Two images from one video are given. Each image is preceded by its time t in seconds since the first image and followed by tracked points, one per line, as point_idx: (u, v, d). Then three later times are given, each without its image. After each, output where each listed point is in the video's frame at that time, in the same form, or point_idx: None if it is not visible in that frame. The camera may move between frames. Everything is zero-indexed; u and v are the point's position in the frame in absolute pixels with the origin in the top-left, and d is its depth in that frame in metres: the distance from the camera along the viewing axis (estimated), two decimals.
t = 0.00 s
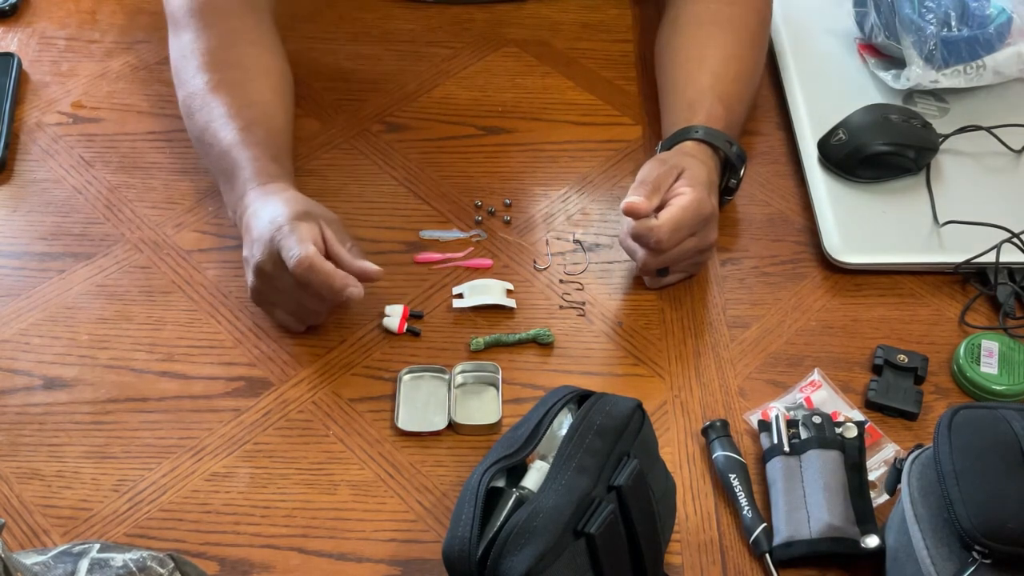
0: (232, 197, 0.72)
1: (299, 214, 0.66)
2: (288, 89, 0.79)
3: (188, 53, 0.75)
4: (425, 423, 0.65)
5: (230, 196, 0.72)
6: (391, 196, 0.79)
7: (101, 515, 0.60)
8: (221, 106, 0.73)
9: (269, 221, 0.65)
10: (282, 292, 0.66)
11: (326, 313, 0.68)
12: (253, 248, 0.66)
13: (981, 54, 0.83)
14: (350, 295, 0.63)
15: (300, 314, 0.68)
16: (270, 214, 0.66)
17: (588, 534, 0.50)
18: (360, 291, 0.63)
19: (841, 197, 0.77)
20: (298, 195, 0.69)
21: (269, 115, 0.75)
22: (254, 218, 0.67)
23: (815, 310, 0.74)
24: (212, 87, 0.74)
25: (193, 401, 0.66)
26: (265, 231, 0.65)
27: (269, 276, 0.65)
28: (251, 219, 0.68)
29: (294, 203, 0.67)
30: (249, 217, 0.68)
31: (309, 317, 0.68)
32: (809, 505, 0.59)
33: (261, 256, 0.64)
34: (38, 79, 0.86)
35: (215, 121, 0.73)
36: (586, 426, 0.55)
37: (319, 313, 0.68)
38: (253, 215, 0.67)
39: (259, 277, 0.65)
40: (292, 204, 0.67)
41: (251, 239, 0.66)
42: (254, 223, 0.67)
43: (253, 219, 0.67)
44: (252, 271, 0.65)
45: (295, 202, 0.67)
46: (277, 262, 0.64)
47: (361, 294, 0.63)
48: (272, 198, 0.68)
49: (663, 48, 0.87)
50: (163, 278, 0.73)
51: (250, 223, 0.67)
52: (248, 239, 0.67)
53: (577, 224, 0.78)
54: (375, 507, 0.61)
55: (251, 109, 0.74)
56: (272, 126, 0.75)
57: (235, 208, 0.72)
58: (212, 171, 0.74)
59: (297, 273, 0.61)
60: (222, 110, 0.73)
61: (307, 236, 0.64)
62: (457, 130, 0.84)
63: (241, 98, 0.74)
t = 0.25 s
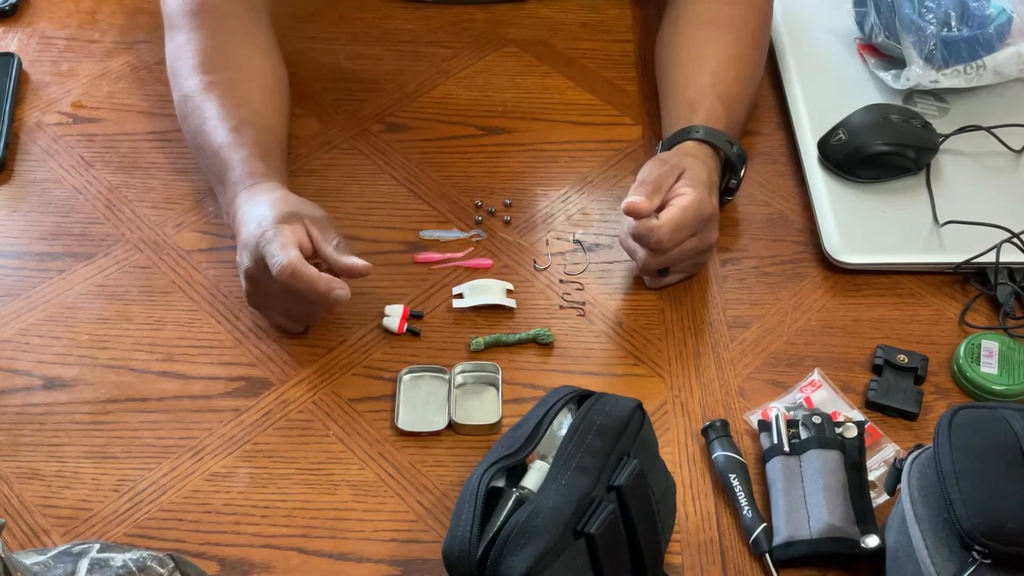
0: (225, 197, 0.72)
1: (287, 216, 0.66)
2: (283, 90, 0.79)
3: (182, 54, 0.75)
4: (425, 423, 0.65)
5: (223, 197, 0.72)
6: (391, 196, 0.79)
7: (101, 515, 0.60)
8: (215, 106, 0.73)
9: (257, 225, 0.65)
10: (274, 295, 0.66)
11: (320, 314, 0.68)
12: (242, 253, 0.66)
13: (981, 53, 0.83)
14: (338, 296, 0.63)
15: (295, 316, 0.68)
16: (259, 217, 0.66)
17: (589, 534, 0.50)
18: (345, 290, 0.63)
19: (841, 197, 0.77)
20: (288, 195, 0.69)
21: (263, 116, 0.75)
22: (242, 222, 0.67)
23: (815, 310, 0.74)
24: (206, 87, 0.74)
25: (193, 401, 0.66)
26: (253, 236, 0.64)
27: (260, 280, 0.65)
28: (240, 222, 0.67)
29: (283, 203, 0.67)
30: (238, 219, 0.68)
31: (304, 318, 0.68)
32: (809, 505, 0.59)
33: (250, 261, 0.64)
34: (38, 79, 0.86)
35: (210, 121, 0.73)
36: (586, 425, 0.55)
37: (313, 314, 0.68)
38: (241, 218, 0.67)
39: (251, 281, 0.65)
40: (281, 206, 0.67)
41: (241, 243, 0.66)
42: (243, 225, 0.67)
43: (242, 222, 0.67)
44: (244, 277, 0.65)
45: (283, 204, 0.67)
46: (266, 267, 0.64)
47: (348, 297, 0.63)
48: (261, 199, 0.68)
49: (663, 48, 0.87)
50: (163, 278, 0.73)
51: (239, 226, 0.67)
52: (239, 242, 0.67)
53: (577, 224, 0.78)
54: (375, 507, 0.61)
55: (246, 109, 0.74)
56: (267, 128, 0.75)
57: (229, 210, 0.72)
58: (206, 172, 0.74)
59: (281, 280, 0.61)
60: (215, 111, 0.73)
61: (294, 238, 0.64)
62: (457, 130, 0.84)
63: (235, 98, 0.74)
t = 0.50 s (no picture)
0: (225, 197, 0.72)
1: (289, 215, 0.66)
2: (282, 90, 0.79)
3: (181, 54, 0.75)
4: (425, 423, 0.65)
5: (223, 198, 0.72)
6: (391, 196, 0.79)
7: (101, 515, 0.60)
8: (215, 106, 0.73)
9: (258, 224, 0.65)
10: (275, 294, 0.66)
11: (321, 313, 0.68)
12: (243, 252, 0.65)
13: (981, 54, 0.83)
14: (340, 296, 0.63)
15: (296, 316, 0.68)
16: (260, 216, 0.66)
17: (589, 534, 0.50)
18: (347, 289, 0.63)
19: (841, 197, 0.77)
20: (290, 195, 0.69)
21: (263, 116, 0.75)
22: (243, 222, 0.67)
23: (815, 310, 0.74)
24: (206, 87, 0.74)
25: (193, 401, 0.66)
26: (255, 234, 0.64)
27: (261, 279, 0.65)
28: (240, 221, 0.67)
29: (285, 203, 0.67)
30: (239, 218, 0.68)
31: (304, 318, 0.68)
32: (809, 505, 0.59)
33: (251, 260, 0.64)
34: (38, 79, 0.86)
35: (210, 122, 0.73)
36: (586, 426, 0.55)
37: (313, 314, 0.68)
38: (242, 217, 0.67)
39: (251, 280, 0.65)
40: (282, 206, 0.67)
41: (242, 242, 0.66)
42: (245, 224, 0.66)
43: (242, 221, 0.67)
44: (244, 276, 0.65)
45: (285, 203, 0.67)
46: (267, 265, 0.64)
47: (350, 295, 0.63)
48: (262, 199, 0.68)
49: (664, 48, 0.87)
50: (163, 278, 0.73)
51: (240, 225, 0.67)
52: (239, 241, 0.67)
53: (577, 224, 0.78)
54: (375, 507, 0.61)
55: (246, 109, 0.74)
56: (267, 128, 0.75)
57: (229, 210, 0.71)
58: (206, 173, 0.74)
59: (283, 279, 0.61)
60: (215, 111, 0.73)
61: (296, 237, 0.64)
62: (457, 130, 0.84)
63: (235, 98, 0.74)
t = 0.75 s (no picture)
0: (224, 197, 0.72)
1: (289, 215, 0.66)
2: (282, 90, 0.79)
3: (181, 54, 0.75)
4: (425, 423, 0.65)
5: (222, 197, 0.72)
6: (391, 196, 0.79)
7: (101, 515, 0.60)
8: (214, 106, 0.73)
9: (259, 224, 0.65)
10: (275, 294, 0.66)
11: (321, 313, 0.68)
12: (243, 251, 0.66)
13: (981, 54, 0.83)
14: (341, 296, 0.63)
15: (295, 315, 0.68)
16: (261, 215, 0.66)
17: (589, 534, 0.50)
18: (349, 288, 0.63)
19: (841, 197, 0.77)
20: (290, 195, 0.69)
21: (263, 116, 0.75)
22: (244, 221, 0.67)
23: (815, 310, 0.74)
24: (206, 87, 0.74)
25: (193, 401, 0.66)
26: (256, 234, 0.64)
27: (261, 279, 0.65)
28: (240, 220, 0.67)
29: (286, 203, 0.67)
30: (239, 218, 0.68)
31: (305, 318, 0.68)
32: (809, 505, 0.59)
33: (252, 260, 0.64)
34: (38, 79, 0.86)
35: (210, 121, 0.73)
36: (586, 426, 0.55)
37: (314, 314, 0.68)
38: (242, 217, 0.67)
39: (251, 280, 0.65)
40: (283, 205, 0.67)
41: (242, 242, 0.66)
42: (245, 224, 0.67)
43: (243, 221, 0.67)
44: (245, 276, 0.65)
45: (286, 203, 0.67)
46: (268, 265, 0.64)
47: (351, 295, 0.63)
48: (263, 198, 0.68)
49: (664, 48, 0.87)
50: (163, 278, 0.73)
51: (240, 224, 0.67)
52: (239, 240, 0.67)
53: (577, 224, 0.78)
54: (375, 507, 0.61)
55: (246, 109, 0.74)
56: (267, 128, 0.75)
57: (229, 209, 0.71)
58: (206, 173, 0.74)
59: (284, 278, 0.61)
60: (215, 111, 0.73)
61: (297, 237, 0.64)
62: (457, 130, 0.84)
63: (235, 98, 0.74)
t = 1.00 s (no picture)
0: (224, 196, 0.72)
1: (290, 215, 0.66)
2: (282, 89, 0.79)
3: (181, 54, 0.75)
4: (425, 423, 0.65)
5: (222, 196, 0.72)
6: (391, 196, 0.79)
7: (101, 515, 0.60)
8: (215, 106, 0.73)
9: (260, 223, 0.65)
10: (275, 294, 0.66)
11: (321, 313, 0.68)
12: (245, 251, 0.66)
13: (981, 54, 0.83)
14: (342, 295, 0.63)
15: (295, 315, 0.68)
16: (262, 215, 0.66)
17: (589, 534, 0.50)
18: (350, 289, 0.63)
19: (841, 197, 0.77)
20: (291, 195, 0.69)
21: (263, 116, 0.75)
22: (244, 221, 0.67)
23: (815, 310, 0.74)
24: (206, 87, 0.74)
25: (193, 401, 0.66)
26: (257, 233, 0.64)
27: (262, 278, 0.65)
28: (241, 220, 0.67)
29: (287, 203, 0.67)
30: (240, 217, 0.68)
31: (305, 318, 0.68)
32: (809, 505, 0.59)
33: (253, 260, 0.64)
34: (38, 79, 0.86)
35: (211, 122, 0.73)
36: (586, 426, 0.55)
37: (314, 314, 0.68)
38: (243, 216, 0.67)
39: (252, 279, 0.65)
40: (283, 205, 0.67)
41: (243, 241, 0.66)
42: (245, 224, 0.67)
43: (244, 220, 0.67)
44: (246, 275, 0.66)
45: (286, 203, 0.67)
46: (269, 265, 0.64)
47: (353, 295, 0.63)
48: (263, 198, 0.68)
49: (664, 48, 0.87)
50: (163, 278, 0.73)
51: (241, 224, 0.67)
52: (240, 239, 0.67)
53: (577, 224, 0.78)
54: (375, 507, 0.61)
55: (246, 109, 0.74)
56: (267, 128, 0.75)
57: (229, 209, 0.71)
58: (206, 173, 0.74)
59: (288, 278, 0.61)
60: (215, 111, 0.73)
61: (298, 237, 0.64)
62: (457, 130, 0.84)
63: (235, 98, 0.74)
